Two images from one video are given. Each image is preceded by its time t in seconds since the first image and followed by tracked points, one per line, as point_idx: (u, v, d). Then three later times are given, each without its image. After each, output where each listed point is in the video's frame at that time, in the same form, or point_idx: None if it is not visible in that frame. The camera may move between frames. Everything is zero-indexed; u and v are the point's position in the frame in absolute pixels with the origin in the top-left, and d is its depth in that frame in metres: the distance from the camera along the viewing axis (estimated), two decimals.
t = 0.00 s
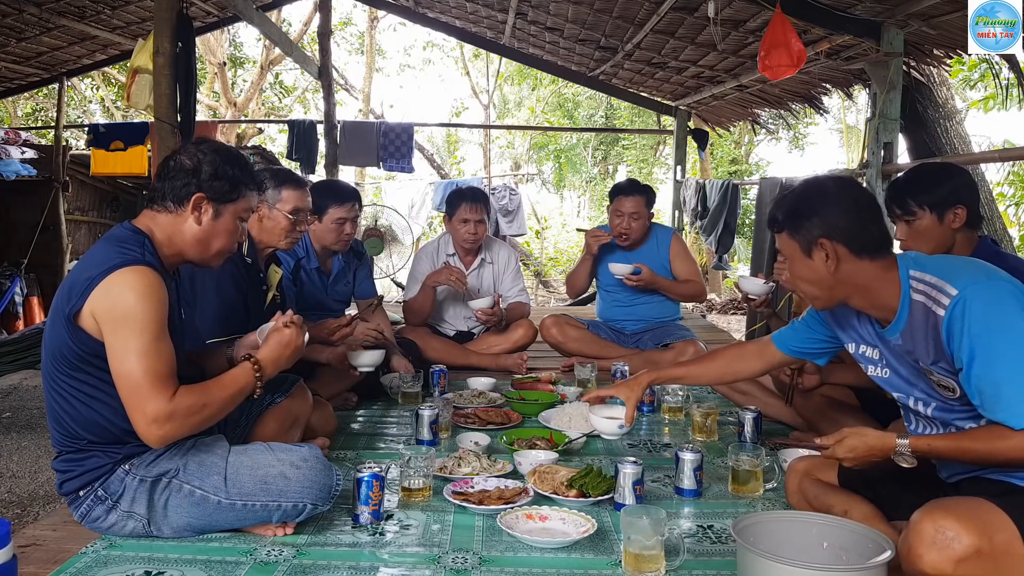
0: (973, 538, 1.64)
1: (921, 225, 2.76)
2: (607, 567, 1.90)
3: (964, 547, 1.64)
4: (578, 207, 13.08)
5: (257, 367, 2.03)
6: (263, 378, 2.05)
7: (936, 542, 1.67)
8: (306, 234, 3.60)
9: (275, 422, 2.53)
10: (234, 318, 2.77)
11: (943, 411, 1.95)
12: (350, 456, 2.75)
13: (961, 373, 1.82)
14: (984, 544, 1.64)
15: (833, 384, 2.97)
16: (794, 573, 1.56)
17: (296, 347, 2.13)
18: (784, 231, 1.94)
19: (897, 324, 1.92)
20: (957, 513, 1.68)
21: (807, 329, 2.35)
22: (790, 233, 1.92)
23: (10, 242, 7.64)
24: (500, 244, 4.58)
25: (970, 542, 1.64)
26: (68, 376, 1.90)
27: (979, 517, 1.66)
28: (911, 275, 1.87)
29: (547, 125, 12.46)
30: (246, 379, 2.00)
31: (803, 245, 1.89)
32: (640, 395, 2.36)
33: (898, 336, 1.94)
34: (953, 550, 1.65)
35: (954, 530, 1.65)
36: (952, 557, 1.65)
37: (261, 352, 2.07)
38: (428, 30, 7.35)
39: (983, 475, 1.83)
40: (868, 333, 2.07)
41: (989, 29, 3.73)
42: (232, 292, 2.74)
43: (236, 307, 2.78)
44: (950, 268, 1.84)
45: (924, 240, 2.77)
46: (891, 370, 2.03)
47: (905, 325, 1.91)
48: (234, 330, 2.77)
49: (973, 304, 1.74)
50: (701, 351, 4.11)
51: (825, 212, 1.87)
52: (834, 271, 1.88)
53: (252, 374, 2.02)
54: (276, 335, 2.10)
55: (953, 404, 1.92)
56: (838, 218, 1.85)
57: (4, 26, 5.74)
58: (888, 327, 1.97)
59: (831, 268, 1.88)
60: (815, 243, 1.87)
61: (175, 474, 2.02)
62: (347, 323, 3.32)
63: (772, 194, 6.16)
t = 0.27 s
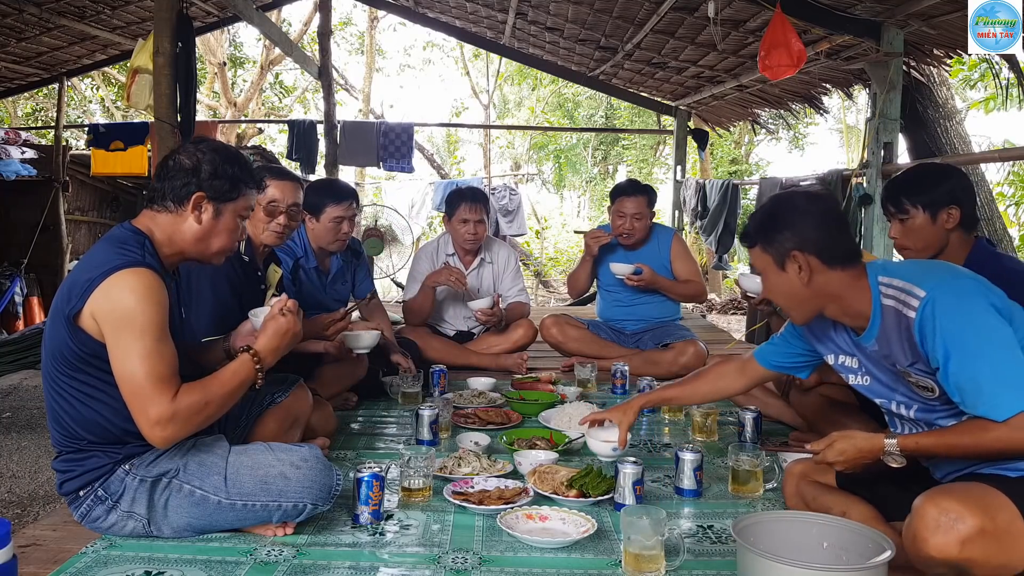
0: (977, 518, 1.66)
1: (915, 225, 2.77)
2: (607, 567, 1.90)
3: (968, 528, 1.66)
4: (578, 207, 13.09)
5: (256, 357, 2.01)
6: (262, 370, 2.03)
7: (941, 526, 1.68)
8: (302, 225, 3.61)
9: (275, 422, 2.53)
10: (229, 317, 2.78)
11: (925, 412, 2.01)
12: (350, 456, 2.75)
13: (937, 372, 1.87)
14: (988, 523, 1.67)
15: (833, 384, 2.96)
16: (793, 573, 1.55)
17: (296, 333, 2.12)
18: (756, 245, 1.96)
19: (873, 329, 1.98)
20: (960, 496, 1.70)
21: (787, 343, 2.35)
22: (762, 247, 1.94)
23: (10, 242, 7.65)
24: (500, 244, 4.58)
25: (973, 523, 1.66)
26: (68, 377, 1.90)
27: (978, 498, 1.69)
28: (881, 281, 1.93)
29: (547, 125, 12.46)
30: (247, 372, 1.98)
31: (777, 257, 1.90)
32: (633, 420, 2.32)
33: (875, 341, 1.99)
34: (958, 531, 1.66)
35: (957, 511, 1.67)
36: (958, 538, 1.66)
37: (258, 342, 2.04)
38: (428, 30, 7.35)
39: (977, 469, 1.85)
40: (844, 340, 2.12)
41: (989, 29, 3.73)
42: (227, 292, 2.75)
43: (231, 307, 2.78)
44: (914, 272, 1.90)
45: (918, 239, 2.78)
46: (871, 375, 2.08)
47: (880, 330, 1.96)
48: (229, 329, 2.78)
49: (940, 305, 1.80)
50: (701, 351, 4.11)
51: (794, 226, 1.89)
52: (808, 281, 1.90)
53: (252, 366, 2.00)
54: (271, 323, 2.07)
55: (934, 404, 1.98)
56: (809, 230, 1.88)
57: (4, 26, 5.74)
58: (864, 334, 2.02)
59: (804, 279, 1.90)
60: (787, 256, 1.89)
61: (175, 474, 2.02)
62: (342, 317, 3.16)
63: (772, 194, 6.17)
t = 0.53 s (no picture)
0: (978, 500, 1.68)
1: (914, 223, 2.78)
2: (607, 567, 1.90)
3: (969, 510, 1.68)
4: (578, 207, 13.09)
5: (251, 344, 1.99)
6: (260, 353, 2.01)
7: (943, 508, 1.70)
8: (301, 223, 3.62)
9: (275, 422, 2.53)
10: (222, 317, 2.78)
11: (911, 412, 2.03)
12: (350, 456, 2.75)
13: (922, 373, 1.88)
14: (988, 503, 1.69)
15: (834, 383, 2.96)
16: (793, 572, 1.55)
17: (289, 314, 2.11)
18: (736, 258, 1.95)
19: (853, 336, 1.97)
20: (960, 480, 1.72)
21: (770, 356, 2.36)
22: (742, 259, 1.93)
23: (10, 242, 7.65)
24: (500, 244, 4.58)
25: (974, 504, 1.68)
26: (69, 377, 1.90)
27: (977, 480, 1.71)
28: (858, 287, 1.94)
29: (546, 125, 12.46)
30: (245, 361, 1.97)
31: (756, 269, 1.90)
32: (624, 434, 2.32)
33: (857, 348, 1.99)
34: (960, 513, 1.68)
35: (956, 492, 1.70)
36: (960, 519, 1.68)
37: (253, 328, 2.04)
38: (428, 30, 7.35)
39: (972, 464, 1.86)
40: (825, 348, 2.12)
41: (989, 29, 3.73)
42: (219, 293, 2.75)
43: (226, 307, 2.78)
44: (891, 275, 1.92)
45: (917, 238, 2.79)
46: (856, 380, 2.09)
47: (861, 337, 1.96)
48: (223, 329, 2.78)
49: (918, 306, 1.82)
50: (701, 351, 4.11)
51: (772, 239, 1.89)
52: (788, 292, 1.90)
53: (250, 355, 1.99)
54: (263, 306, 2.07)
55: (920, 405, 2.00)
56: (788, 242, 1.87)
57: (4, 26, 5.74)
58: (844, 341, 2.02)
59: (785, 289, 1.89)
60: (767, 268, 1.89)
61: (175, 474, 2.02)
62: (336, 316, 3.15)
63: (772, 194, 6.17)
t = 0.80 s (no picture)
0: (972, 492, 1.70)
1: (909, 223, 2.78)
2: (608, 567, 1.90)
3: (963, 503, 1.69)
4: (578, 207, 13.08)
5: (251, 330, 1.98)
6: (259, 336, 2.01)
7: (937, 502, 1.71)
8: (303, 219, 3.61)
9: (274, 422, 2.53)
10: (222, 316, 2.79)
11: (905, 412, 2.03)
12: (350, 456, 2.75)
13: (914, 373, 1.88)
14: (984, 495, 1.70)
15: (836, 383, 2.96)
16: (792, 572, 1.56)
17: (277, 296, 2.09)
18: (730, 261, 1.94)
19: (846, 339, 1.97)
20: (954, 472, 1.73)
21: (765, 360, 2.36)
22: (737, 262, 1.92)
23: (10, 242, 7.65)
24: (500, 245, 4.58)
25: (968, 497, 1.69)
26: (73, 377, 1.90)
27: (971, 474, 1.72)
28: (850, 289, 1.93)
29: (546, 125, 12.46)
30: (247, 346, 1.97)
31: (751, 272, 1.89)
32: (620, 438, 2.33)
33: (850, 350, 1.98)
34: (955, 506, 1.69)
35: (951, 485, 1.71)
36: (956, 512, 1.69)
37: (248, 313, 2.02)
38: (428, 30, 7.35)
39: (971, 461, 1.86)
40: (818, 349, 2.11)
41: (989, 29, 3.73)
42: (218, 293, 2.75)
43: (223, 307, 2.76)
44: (881, 277, 1.93)
45: (913, 237, 2.79)
46: (849, 381, 2.09)
47: (854, 340, 1.95)
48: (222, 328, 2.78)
49: (909, 307, 1.83)
50: (701, 351, 4.11)
51: (767, 242, 1.87)
52: (784, 295, 1.89)
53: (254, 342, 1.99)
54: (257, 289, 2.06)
55: (914, 406, 2.00)
56: (782, 246, 1.87)
57: (4, 26, 5.74)
58: (836, 343, 2.01)
59: (778, 292, 1.88)
60: (761, 271, 1.87)
61: (175, 474, 2.02)
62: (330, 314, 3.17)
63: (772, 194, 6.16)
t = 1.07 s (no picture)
0: (969, 492, 1.70)
1: (906, 224, 2.78)
2: (607, 567, 1.90)
3: (961, 502, 1.69)
4: (578, 207, 13.08)
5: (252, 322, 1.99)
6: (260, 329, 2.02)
7: (935, 502, 1.71)
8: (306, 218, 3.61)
9: (274, 422, 2.53)
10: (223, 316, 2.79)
11: (901, 412, 2.03)
12: (350, 456, 2.75)
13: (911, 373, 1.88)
14: (981, 495, 1.70)
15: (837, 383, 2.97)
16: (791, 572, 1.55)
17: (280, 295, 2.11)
18: (728, 261, 1.94)
19: (843, 339, 1.97)
20: (951, 472, 1.73)
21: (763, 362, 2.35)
22: (734, 263, 1.92)
23: (11, 242, 7.65)
24: (501, 245, 4.58)
25: (965, 497, 1.69)
26: (76, 378, 1.90)
27: (968, 474, 1.73)
28: (847, 289, 1.93)
29: (546, 125, 12.46)
30: (250, 337, 1.98)
31: (748, 272, 1.89)
32: (617, 439, 2.33)
33: (847, 350, 1.98)
34: (953, 506, 1.69)
35: (948, 484, 1.71)
36: (953, 512, 1.69)
37: (248, 308, 2.03)
38: (428, 30, 7.34)
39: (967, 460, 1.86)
40: (814, 350, 2.11)
41: (989, 29, 3.73)
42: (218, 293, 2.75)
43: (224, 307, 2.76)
44: (877, 277, 1.92)
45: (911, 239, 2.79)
46: (846, 382, 2.08)
47: (851, 340, 1.96)
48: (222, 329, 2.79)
49: (904, 307, 1.83)
50: (701, 351, 4.11)
51: (764, 243, 1.88)
52: (780, 295, 1.89)
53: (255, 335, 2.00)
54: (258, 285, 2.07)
55: (910, 406, 2.00)
56: (779, 246, 1.87)
57: (4, 26, 5.74)
58: (833, 344, 2.01)
59: (774, 293, 1.89)
60: (759, 272, 1.88)
61: (175, 474, 2.02)
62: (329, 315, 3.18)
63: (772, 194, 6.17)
